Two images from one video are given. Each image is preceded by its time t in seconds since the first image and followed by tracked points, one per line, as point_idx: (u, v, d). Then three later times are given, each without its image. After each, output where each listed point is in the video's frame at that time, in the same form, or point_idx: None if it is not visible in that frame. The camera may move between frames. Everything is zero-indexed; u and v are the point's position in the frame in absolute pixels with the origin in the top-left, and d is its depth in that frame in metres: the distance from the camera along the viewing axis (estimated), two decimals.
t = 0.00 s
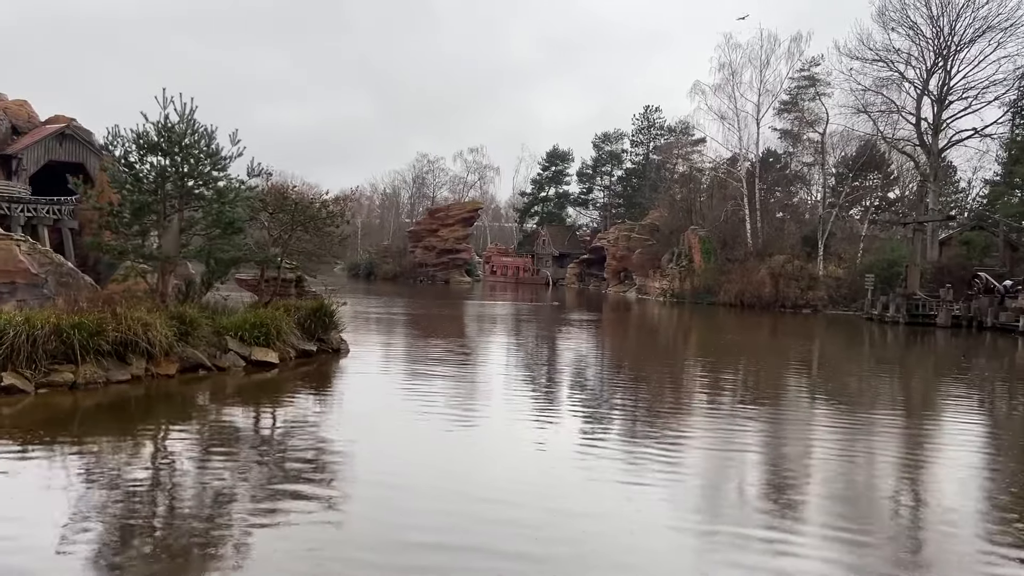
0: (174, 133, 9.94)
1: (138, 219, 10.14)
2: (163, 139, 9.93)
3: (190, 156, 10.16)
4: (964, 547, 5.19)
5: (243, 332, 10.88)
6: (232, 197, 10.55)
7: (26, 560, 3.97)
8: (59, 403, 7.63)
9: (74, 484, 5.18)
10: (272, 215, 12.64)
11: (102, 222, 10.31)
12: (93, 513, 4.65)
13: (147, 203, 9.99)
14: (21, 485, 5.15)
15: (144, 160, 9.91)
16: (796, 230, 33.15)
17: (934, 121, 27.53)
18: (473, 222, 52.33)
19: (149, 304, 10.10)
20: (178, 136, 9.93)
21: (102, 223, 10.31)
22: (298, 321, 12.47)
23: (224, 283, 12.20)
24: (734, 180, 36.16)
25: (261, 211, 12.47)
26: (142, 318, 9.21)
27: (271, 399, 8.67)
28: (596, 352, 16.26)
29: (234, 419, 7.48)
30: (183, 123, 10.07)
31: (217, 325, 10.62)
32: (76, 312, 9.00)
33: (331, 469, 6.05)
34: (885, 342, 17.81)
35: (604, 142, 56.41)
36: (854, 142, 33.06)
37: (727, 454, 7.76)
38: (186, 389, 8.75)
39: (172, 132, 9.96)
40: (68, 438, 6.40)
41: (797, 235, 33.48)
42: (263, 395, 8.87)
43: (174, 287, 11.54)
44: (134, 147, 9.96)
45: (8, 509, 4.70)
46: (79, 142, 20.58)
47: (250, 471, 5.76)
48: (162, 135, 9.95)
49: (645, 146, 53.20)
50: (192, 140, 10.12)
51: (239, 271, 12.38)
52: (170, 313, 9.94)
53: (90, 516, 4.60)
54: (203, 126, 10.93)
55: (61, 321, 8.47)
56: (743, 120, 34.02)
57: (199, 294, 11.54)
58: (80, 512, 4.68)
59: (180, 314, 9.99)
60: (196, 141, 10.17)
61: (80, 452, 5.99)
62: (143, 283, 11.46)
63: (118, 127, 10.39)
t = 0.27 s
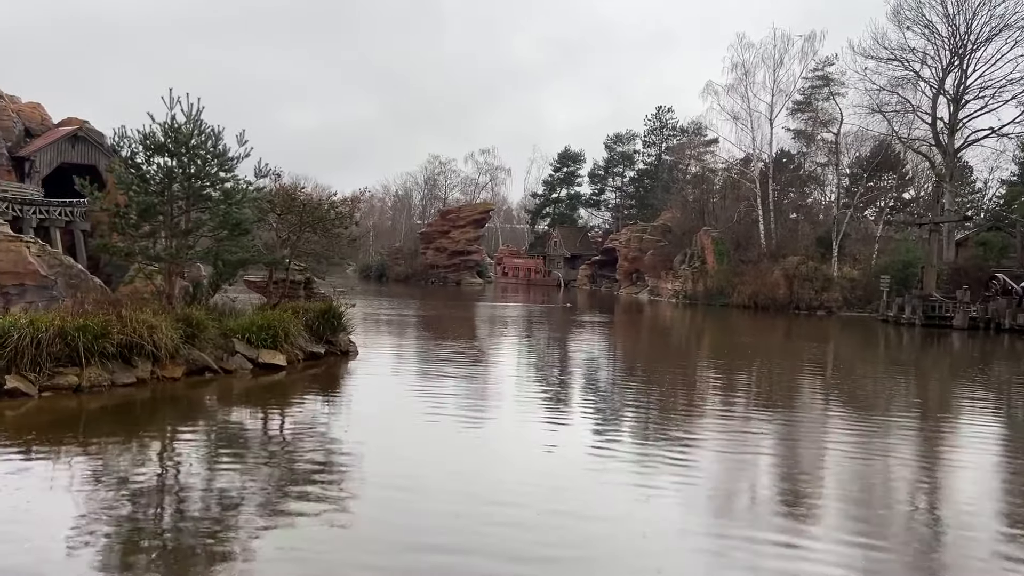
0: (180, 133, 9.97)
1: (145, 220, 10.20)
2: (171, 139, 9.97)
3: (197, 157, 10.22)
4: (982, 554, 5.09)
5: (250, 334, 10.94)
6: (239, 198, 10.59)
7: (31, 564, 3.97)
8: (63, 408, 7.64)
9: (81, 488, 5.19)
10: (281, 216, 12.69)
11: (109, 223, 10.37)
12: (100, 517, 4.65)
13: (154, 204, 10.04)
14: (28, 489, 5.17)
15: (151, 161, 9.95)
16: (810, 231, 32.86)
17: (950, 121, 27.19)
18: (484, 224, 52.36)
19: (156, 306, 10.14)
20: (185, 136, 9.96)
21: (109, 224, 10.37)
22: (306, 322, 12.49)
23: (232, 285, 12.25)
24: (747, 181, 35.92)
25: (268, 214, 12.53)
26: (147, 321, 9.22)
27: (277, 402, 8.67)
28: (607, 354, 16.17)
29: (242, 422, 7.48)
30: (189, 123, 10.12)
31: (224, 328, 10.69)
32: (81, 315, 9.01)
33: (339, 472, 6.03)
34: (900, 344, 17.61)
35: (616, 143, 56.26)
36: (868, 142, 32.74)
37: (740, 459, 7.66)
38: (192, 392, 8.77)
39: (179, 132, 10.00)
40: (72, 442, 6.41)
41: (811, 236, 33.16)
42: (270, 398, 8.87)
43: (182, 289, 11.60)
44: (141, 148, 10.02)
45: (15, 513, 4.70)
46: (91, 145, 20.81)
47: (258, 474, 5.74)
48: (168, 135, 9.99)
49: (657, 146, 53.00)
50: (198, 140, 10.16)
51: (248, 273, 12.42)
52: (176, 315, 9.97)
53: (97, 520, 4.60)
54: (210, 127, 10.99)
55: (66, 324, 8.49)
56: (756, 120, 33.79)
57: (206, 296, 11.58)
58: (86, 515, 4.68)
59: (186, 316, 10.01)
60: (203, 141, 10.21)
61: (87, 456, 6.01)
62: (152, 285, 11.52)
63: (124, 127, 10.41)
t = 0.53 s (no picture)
0: (191, 134, 10.04)
1: (156, 220, 10.27)
2: (181, 139, 10.03)
3: (207, 157, 10.29)
4: (1005, 565, 4.98)
5: (261, 337, 11.00)
6: (249, 200, 10.67)
7: (43, 565, 4.00)
8: (71, 410, 7.66)
9: (95, 490, 5.23)
10: (293, 217, 12.77)
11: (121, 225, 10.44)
12: (114, 518, 4.69)
13: (164, 205, 10.12)
14: (43, 490, 5.22)
15: (162, 162, 10.03)
16: (829, 230, 32.44)
17: (972, 120, 26.71)
18: (499, 224, 52.37)
19: (167, 308, 10.20)
20: (196, 137, 10.03)
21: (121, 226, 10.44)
22: (318, 324, 12.55)
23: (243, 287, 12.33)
24: (765, 180, 35.55)
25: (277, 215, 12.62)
26: (157, 322, 9.25)
27: (288, 404, 8.69)
28: (623, 356, 16.07)
29: (255, 424, 7.52)
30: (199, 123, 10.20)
31: (236, 330, 10.76)
32: (90, 317, 9.04)
33: (352, 475, 6.04)
34: (920, 346, 17.34)
35: (632, 143, 56.01)
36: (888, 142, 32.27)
37: (756, 463, 7.57)
38: (202, 395, 8.82)
39: (189, 133, 10.06)
40: (81, 445, 6.42)
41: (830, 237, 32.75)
42: (280, 400, 8.91)
43: (194, 291, 11.68)
44: (152, 149, 10.10)
45: (29, 514, 4.75)
46: (107, 147, 21.33)
47: (272, 476, 5.76)
48: (178, 135, 10.06)
49: (674, 146, 52.69)
50: (208, 140, 10.23)
51: (260, 274, 12.49)
52: (186, 317, 10.03)
53: (109, 521, 4.63)
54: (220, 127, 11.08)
55: (75, 326, 8.47)
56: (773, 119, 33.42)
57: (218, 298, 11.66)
58: (98, 516, 4.71)
59: (197, 319, 10.08)
60: (213, 142, 10.28)
61: (101, 458, 6.06)
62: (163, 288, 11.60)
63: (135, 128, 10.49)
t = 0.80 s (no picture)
0: (206, 133, 10.10)
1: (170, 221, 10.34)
2: (195, 139, 10.09)
3: (222, 157, 10.34)
4: None
5: (276, 338, 11.10)
6: (263, 200, 10.72)
7: (56, 565, 4.05)
8: (84, 412, 7.70)
9: (109, 491, 5.30)
10: (308, 218, 12.85)
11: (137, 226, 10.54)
12: (129, 518, 4.76)
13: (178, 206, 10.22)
14: (60, 490, 5.31)
15: (177, 162, 10.11)
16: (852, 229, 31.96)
17: (998, 116, 26.15)
18: (518, 224, 52.41)
19: (182, 310, 10.30)
20: (210, 137, 10.10)
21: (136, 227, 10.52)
22: (333, 325, 12.65)
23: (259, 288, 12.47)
24: (786, 179, 35.11)
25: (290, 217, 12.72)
26: (169, 325, 9.33)
27: (302, 406, 8.74)
28: (641, 357, 15.96)
29: (271, 426, 7.56)
30: (214, 124, 10.26)
31: (250, 331, 10.87)
32: (104, 318, 9.12)
33: (368, 476, 6.06)
34: (946, 347, 17.00)
35: (652, 142, 55.69)
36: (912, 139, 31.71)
37: (776, 465, 7.46)
38: (216, 397, 8.87)
39: (203, 133, 10.11)
40: (92, 447, 6.46)
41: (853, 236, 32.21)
42: (295, 401, 8.97)
43: (209, 292, 11.79)
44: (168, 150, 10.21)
45: (46, 515, 4.81)
46: (127, 149, 22.27)
47: (288, 477, 5.82)
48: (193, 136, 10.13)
49: (694, 146, 52.28)
50: (222, 141, 10.26)
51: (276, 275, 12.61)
52: (201, 318, 10.14)
53: (124, 523, 4.67)
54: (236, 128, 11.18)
55: (88, 327, 8.55)
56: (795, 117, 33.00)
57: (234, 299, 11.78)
58: (114, 518, 4.76)
59: (211, 320, 10.18)
60: (227, 142, 10.32)
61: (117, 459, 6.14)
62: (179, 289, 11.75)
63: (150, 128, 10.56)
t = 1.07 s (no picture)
0: (224, 133, 10.23)
1: (188, 221, 10.45)
2: (214, 140, 10.22)
3: (240, 158, 10.47)
4: None
5: (295, 339, 11.21)
6: (280, 200, 10.94)
7: (79, 567, 4.13)
8: (101, 414, 7.77)
9: (129, 494, 5.37)
10: (328, 218, 12.97)
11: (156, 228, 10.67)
12: (151, 520, 4.84)
13: (195, 206, 10.31)
14: (84, 491, 5.41)
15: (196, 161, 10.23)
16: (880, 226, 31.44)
17: None
18: (541, 224, 52.37)
19: (201, 311, 10.42)
20: (228, 137, 10.23)
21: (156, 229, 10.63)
22: (352, 326, 12.77)
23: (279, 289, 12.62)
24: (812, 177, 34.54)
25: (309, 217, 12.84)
26: (187, 326, 9.42)
27: (320, 408, 8.79)
28: (664, 358, 15.81)
29: (291, 428, 7.64)
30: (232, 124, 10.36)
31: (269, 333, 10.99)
32: (122, 319, 9.22)
33: (388, 478, 6.10)
34: (979, 347, 16.58)
35: (676, 140, 55.20)
36: (942, 136, 30.98)
37: (801, 469, 7.34)
38: (235, 399, 8.95)
39: (221, 133, 10.22)
40: (108, 451, 6.49)
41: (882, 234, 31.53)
42: (313, 403, 9.04)
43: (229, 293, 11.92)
44: (186, 150, 10.32)
45: (67, 517, 4.90)
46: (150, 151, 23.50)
47: (309, 479, 5.87)
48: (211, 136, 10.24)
49: (718, 144, 51.70)
50: (240, 140, 10.39)
51: (295, 275, 12.72)
52: (219, 319, 10.25)
53: (144, 525, 4.75)
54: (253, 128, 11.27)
55: (105, 329, 8.65)
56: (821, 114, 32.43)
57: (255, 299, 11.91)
58: (133, 520, 4.84)
59: (230, 321, 10.30)
60: (245, 143, 10.46)
61: (139, 460, 6.24)
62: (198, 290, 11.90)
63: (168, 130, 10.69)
